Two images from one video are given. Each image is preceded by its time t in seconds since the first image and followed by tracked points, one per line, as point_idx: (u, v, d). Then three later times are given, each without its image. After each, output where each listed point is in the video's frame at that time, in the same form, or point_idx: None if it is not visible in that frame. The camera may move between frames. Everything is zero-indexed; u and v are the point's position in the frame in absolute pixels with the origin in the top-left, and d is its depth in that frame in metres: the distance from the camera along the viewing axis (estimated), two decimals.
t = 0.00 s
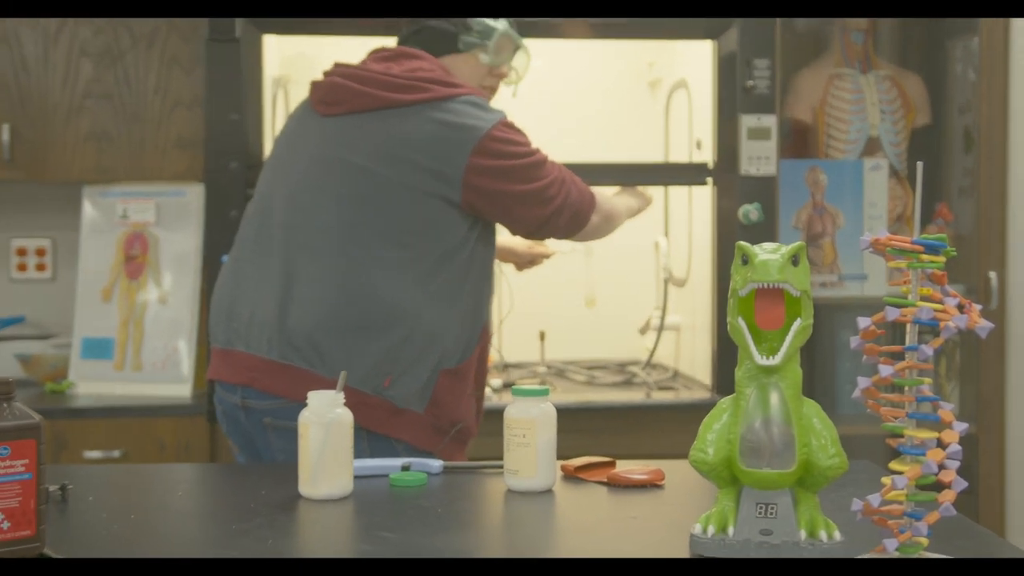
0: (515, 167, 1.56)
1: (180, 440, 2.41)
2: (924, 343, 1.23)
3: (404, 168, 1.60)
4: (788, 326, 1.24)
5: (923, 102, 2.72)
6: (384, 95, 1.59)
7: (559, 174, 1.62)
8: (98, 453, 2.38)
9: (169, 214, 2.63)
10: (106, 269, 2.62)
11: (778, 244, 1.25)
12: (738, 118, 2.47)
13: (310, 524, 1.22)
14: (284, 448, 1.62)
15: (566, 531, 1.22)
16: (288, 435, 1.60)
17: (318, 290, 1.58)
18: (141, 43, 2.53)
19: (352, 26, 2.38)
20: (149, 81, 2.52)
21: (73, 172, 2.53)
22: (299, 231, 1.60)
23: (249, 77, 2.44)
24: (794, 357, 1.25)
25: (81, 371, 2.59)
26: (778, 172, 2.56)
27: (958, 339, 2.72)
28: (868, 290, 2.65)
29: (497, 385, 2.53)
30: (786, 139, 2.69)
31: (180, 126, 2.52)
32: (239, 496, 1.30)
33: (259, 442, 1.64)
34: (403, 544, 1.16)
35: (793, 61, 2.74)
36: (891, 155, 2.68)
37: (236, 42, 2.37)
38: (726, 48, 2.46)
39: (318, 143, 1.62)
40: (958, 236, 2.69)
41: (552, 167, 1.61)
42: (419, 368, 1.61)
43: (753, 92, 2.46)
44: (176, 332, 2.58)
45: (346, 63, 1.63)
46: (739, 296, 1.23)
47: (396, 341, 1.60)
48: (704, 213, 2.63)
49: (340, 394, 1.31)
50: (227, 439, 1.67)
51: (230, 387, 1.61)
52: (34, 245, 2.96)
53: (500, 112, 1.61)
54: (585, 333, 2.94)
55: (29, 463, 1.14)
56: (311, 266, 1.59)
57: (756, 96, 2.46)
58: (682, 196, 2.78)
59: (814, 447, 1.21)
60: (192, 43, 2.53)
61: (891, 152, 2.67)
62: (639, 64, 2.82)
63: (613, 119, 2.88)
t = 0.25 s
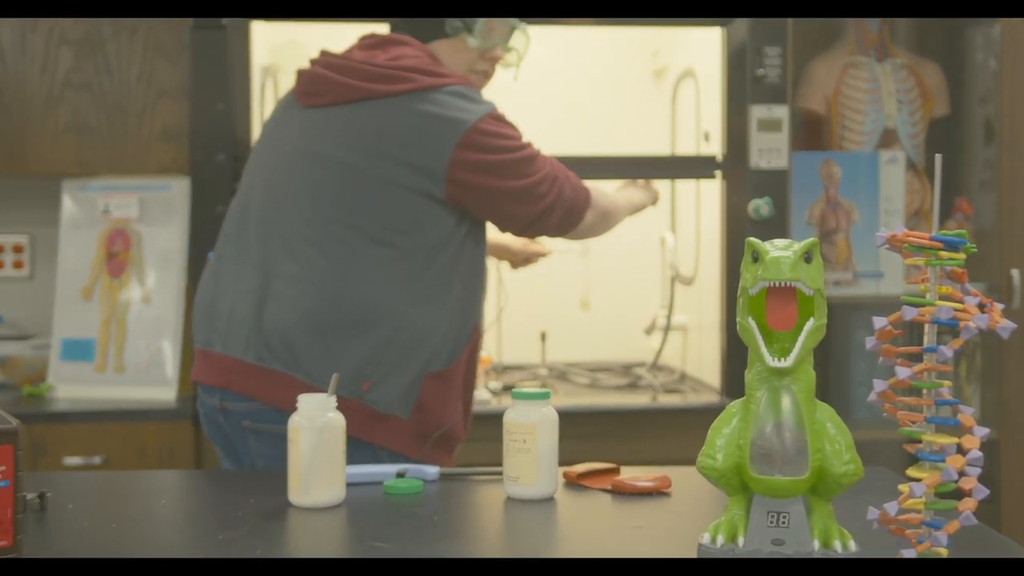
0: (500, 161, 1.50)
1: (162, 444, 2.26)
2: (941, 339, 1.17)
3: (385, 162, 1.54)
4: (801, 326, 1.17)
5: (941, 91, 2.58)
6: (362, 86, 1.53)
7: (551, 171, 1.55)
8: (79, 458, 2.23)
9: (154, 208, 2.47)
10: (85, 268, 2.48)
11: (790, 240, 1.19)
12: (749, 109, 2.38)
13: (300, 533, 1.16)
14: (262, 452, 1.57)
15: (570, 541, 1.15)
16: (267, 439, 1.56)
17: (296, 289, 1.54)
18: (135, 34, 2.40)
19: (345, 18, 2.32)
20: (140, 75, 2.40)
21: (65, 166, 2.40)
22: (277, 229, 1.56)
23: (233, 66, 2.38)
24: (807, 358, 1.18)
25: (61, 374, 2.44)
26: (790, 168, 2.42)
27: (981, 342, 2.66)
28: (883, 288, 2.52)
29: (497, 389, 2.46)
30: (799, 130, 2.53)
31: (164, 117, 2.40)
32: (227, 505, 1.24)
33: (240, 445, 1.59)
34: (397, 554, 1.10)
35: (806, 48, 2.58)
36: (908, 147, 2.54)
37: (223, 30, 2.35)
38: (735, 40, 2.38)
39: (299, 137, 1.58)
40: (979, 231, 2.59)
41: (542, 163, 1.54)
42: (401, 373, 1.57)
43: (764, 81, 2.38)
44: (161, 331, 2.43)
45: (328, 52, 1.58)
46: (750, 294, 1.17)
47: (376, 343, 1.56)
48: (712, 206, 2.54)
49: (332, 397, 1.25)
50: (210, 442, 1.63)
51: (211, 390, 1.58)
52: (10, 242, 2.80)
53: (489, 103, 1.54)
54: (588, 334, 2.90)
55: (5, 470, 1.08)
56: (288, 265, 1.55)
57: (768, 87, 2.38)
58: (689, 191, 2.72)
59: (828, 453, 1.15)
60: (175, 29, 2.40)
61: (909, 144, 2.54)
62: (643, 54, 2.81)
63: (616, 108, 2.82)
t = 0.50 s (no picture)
0: (490, 150, 1.42)
1: (138, 453, 2.12)
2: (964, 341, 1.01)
3: (368, 152, 1.46)
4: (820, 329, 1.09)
5: (970, 75, 2.37)
6: (342, 70, 1.45)
7: (547, 156, 1.47)
8: (50, 469, 2.10)
9: (128, 200, 2.28)
10: (55, 265, 2.29)
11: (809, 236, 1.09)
12: (766, 96, 2.28)
13: (285, 547, 1.09)
14: (241, 459, 1.49)
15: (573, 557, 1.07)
16: (246, 446, 1.48)
17: (274, 288, 1.47)
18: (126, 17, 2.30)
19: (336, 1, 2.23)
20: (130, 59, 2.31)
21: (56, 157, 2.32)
22: (255, 224, 1.49)
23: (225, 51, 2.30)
24: (827, 363, 1.09)
25: (29, 379, 2.27)
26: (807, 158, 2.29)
27: None
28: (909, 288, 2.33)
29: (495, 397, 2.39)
30: (819, 120, 2.35)
31: (141, 105, 2.23)
32: (206, 519, 1.17)
33: (216, 452, 1.51)
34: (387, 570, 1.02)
35: (827, 31, 2.39)
36: (936, 136, 2.35)
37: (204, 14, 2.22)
38: (749, 27, 2.29)
39: (277, 126, 1.50)
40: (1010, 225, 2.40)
41: (537, 148, 1.46)
42: (388, 375, 1.49)
43: (782, 66, 2.27)
44: (136, 333, 2.25)
45: (309, 35, 1.50)
46: (766, 294, 1.07)
47: (360, 345, 1.48)
48: (728, 198, 2.44)
49: (319, 403, 1.18)
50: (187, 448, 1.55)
51: (188, 394, 1.50)
52: None
53: (479, 87, 1.46)
54: (593, 335, 2.82)
55: None
56: (266, 262, 1.48)
57: (786, 72, 2.27)
58: (701, 182, 2.62)
59: (849, 464, 1.06)
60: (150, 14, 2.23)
61: (936, 133, 2.34)
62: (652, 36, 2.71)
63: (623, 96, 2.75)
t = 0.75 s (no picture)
0: (484, 135, 1.33)
1: (96, 472, 2.05)
2: (1016, 353, 0.77)
3: (352, 140, 1.37)
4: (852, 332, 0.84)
5: (1016, 54, 2.33)
6: (325, 48, 1.36)
7: (548, 141, 1.37)
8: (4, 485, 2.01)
9: (90, 194, 2.18)
10: (11, 263, 2.17)
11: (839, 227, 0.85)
12: (790, 78, 2.17)
13: (260, 569, 0.99)
14: (216, 476, 1.40)
15: None
16: (219, 460, 1.39)
17: (251, 285, 1.37)
18: None
19: None
20: (118, 42, 2.20)
21: (47, 144, 2.23)
22: (231, 219, 1.40)
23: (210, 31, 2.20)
24: (858, 368, 0.85)
25: None
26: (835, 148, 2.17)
27: None
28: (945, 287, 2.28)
29: (495, 407, 2.30)
30: (847, 101, 2.29)
31: (105, 88, 2.21)
32: (177, 540, 1.07)
33: (188, 468, 1.43)
34: None
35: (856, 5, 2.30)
36: (976, 121, 2.31)
37: None
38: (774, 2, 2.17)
39: (254, 111, 1.41)
40: None
41: (537, 133, 1.37)
42: (376, 382, 1.40)
43: (807, 45, 2.15)
44: (99, 338, 2.16)
45: (288, 11, 1.41)
46: (789, 293, 0.83)
47: (345, 348, 1.38)
48: (746, 188, 2.33)
49: (301, 415, 1.09)
50: (157, 464, 1.46)
51: (157, 406, 1.40)
52: None
53: (473, 67, 1.37)
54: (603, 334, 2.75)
55: None
56: (242, 259, 1.38)
57: (811, 50, 2.16)
58: (719, 166, 2.51)
59: (882, 480, 0.83)
60: None
61: (976, 118, 2.31)
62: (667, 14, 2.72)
63: (625, 71, 2.76)
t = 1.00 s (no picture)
0: (483, 134, 1.33)
1: (100, 472, 2.05)
2: (1017, 354, 0.77)
3: (352, 139, 1.37)
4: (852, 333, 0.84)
5: (1017, 54, 2.33)
6: (324, 48, 1.36)
7: (547, 140, 1.37)
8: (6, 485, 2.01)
9: (92, 193, 2.18)
10: (11, 263, 2.17)
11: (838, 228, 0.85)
12: (791, 79, 2.17)
13: (260, 569, 0.99)
14: (217, 476, 1.40)
15: None
16: (220, 460, 1.39)
17: (251, 285, 1.37)
18: None
19: None
20: (118, 42, 2.20)
21: (47, 145, 2.23)
22: (232, 218, 1.40)
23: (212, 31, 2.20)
24: (860, 369, 0.85)
25: None
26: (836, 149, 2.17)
27: None
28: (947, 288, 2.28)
29: (495, 406, 2.30)
30: (848, 101, 2.29)
31: (105, 87, 2.20)
32: (177, 540, 1.07)
33: (190, 468, 1.43)
34: None
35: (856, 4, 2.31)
36: (977, 120, 2.31)
37: None
38: (774, 3, 2.16)
39: (254, 111, 1.41)
40: None
41: (536, 131, 1.37)
42: (377, 382, 1.39)
43: (808, 45, 2.15)
44: (100, 338, 2.16)
45: (287, 10, 1.40)
46: (790, 294, 0.83)
47: (345, 348, 1.38)
48: (748, 189, 2.32)
49: (301, 415, 1.09)
50: (158, 464, 1.46)
51: (157, 406, 1.40)
52: None
53: (473, 66, 1.37)
54: (603, 333, 2.74)
55: None
56: (243, 259, 1.38)
57: (812, 50, 2.16)
58: (720, 169, 2.52)
59: (883, 482, 0.83)
60: None
61: (976, 117, 2.31)
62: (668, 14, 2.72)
63: (625, 69, 2.76)
